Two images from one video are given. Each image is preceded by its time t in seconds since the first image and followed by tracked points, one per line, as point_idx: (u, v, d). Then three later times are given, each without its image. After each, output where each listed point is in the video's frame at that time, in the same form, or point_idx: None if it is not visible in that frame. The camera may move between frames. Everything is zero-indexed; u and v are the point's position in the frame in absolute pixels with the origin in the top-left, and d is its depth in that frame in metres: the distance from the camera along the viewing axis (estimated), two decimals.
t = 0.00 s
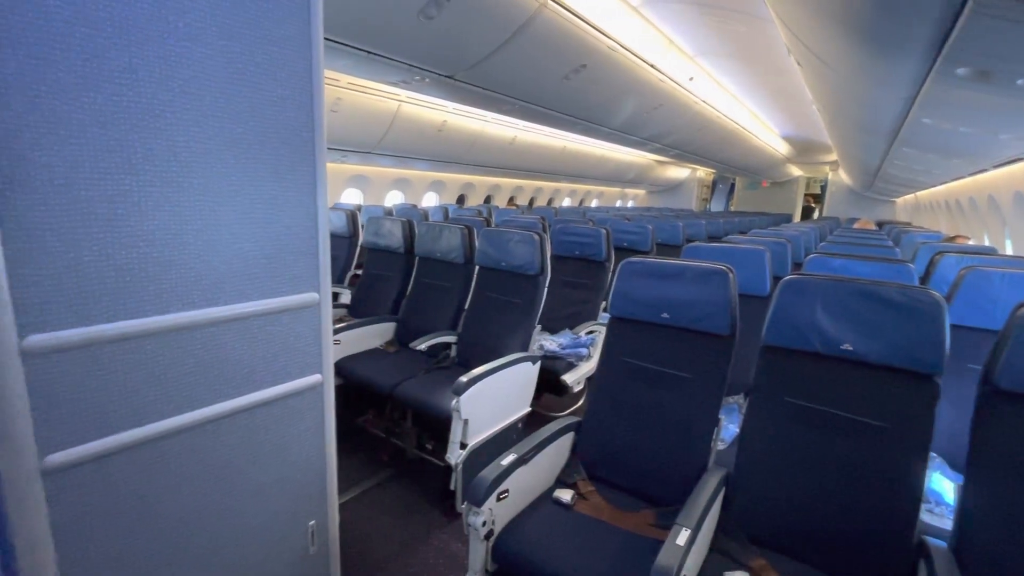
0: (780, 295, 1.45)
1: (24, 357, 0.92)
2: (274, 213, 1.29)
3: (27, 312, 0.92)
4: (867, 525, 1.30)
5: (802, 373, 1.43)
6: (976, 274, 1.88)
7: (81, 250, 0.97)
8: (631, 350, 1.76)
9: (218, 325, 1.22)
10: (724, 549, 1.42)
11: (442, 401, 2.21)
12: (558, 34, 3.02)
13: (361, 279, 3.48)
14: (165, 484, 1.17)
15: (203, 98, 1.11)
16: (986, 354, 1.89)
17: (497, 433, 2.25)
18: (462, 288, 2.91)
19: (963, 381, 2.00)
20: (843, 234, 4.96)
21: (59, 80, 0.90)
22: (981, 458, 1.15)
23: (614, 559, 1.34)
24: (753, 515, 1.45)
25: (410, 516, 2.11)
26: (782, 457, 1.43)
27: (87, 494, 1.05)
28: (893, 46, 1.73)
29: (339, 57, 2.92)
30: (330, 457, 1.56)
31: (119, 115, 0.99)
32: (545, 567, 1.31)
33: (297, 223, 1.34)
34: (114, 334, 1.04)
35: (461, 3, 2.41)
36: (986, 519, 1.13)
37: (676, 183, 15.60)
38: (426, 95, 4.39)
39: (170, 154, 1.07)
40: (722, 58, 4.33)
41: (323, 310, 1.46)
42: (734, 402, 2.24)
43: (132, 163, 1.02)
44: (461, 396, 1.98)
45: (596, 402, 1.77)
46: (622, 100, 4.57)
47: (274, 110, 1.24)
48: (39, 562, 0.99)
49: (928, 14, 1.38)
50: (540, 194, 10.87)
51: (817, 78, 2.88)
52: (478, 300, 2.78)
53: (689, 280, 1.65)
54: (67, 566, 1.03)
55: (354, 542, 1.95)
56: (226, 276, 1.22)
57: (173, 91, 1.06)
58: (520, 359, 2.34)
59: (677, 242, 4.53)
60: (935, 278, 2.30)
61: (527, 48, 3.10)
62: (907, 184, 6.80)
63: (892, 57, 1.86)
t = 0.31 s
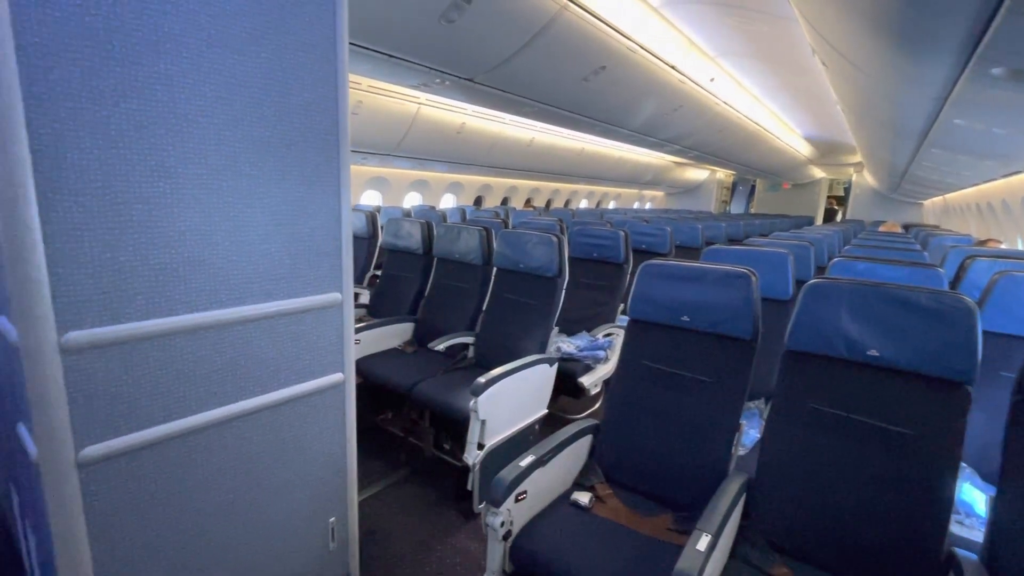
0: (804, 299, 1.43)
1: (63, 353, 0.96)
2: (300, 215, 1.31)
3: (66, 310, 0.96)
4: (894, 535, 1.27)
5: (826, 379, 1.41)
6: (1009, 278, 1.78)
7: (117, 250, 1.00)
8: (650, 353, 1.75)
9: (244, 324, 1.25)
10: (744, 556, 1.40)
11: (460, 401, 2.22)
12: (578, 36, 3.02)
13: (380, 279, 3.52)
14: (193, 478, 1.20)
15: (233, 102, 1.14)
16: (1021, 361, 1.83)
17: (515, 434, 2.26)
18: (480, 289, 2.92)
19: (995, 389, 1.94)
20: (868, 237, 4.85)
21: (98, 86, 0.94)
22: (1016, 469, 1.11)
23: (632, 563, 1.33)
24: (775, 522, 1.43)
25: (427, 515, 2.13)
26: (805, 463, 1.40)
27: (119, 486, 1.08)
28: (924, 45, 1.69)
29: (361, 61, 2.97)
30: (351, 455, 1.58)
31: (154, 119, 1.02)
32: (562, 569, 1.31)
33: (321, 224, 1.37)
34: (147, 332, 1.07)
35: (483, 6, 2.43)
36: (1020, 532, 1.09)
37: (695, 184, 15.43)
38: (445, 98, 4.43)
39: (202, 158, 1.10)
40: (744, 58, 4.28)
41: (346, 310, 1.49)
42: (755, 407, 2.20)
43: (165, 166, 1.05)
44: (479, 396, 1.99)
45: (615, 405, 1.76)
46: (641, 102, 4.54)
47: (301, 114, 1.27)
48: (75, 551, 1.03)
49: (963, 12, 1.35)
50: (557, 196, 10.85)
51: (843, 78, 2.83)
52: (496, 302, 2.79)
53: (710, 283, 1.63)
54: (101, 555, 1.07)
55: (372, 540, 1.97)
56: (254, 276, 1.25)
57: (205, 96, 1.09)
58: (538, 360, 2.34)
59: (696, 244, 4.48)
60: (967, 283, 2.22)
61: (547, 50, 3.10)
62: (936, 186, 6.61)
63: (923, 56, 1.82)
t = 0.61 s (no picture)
0: (835, 303, 1.39)
1: (104, 348, 1.00)
2: (328, 216, 1.34)
3: (109, 306, 0.99)
4: (928, 548, 1.23)
5: (857, 386, 1.38)
6: None
7: (156, 249, 1.04)
8: (674, 357, 1.73)
9: (274, 322, 1.28)
10: (769, 564, 1.38)
11: (481, 402, 2.24)
12: (602, 37, 3.01)
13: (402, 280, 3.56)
14: (224, 472, 1.23)
15: (266, 107, 1.17)
16: None
17: (535, 436, 2.26)
18: (501, 290, 2.93)
19: None
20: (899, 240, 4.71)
21: (139, 91, 0.97)
22: None
23: (655, 568, 1.32)
24: (803, 532, 1.39)
25: (447, 514, 2.14)
26: (835, 472, 1.37)
27: (155, 478, 1.12)
28: (964, 43, 1.64)
29: (386, 64, 3.01)
30: (374, 453, 1.60)
31: (191, 124, 1.05)
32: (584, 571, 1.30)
33: (349, 226, 1.39)
34: (182, 328, 1.10)
35: (507, 9, 2.44)
36: None
37: (717, 187, 15.21)
38: (468, 100, 4.46)
39: (236, 160, 1.14)
40: (770, 58, 4.21)
41: (371, 310, 1.51)
42: (780, 413, 2.16)
43: (201, 168, 1.08)
44: (500, 397, 1.99)
45: (637, 409, 1.75)
46: (664, 103, 4.50)
47: (331, 118, 1.29)
48: (112, 539, 1.06)
49: (1006, 9, 1.30)
50: (576, 198, 10.82)
51: (875, 78, 2.76)
52: (517, 304, 2.80)
53: (736, 287, 1.61)
54: (136, 543, 1.11)
55: (393, 537, 1.99)
56: (284, 274, 1.28)
57: (240, 100, 1.12)
58: (558, 362, 2.34)
59: (719, 247, 4.42)
60: (1005, 288, 2.15)
61: (570, 53, 3.10)
62: (972, 188, 6.38)
63: (961, 54, 1.76)
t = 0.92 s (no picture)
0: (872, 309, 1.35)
1: (147, 344, 1.03)
2: (360, 218, 1.36)
3: (152, 304, 1.03)
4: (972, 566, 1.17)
5: (896, 395, 1.33)
6: None
7: (197, 249, 1.07)
8: (703, 362, 1.70)
9: (306, 321, 1.30)
10: None
11: (505, 403, 2.24)
12: (630, 39, 2.99)
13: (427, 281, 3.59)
14: (257, 467, 1.26)
15: (302, 111, 1.19)
16: None
17: (558, 439, 2.25)
18: (524, 292, 2.94)
19: None
20: (937, 245, 4.54)
21: (183, 96, 1.00)
22: None
23: None
24: (838, 545, 1.36)
25: (470, 515, 2.15)
26: (872, 483, 1.33)
27: (192, 471, 1.15)
28: (1015, 39, 1.57)
29: (415, 68, 3.05)
30: (401, 452, 1.62)
31: (231, 128, 1.08)
32: None
33: (379, 227, 1.41)
34: (220, 326, 1.14)
35: (536, 12, 2.45)
36: None
37: (744, 189, 14.93)
38: (493, 103, 4.48)
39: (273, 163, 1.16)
40: (802, 58, 4.11)
41: (400, 310, 1.53)
42: (812, 421, 2.10)
43: (240, 171, 1.11)
44: (524, 399, 1.99)
45: (664, 414, 1.73)
46: (691, 105, 4.45)
47: (364, 121, 1.31)
48: (151, 528, 1.10)
49: None
50: (600, 200, 10.76)
51: (914, 77, 2.67)
52: (541, 306, 2.79)
53: (768, 291, 1.57)
54: (174, 534, 1.14)
55: (417, 536, 2.01)
56: (317, 274, 1.30)
57: (278, 104, 1.15)
58: (582, 365, 2.32)
59: (747, 251, 4.34)
60: None
61: (598, 54, 3.09)
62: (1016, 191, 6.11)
63: (1011, 51, 1.69)
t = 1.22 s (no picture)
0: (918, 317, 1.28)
1: (191, 341, 1.06)
2: (393, 220, 1.38)
3: (197, 302, 1.06)
4: None
5: (944, 407, 1.27)
6: None
7: (239, 250, 1.10)
8: (737, 369, 1.66)
9: (341, 321, 1.32)
10: None
11: (532, 406, 2.23)
12: (663, 39, 2.95)
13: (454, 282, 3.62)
14: (292, 462, 1.29)
15: (341, 115, 1.21)
16: None
17: (585, 443, 2.23)
18: (552, 295, 2.92)
19: None
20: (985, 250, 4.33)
21: (228, 101, 1.03)
22: None
23: None
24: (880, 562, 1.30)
25: (496, 517, 2.15)
26: (917, 499, 1.27)
27: (230, 465, 1.18)
28: None
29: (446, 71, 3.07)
30: (429, 452, 1.63)
31: (273, 132, 1.11)
32: None
33: (413, 229, 1.43)
34: (260, 324, 1.16)
35: (568, 13, 2.44)
36: None
37: (776, 191, 14.55)
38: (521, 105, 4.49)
39: (312, 166, 1.19)
40: (841, 57, 3.99)
41: (431, 311, 1.54)
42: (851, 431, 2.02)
43: (281, 174, 1.14)
44: (552, 402, 1.98)
45: (696, 421, 1.69)
46: (724, 105, 4.36)
47: (399, 124, 1.33)
48: (192, 520, 1.13)
49: None
50: (627, 202, 10.64)
51: (965, 74, 2.55)
52: (568, 309, 2.78)
53: (807, 297, 1.51)
54: (213, 526, 1.17)
55: (443, 536, 2.02)
56: (352, 275, 1.32)
57: (317, 109, 1.17)
58: (610, 369, 2.29)
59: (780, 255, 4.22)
60: None
61: (629, 55, 3.06)
62: None
63: None
